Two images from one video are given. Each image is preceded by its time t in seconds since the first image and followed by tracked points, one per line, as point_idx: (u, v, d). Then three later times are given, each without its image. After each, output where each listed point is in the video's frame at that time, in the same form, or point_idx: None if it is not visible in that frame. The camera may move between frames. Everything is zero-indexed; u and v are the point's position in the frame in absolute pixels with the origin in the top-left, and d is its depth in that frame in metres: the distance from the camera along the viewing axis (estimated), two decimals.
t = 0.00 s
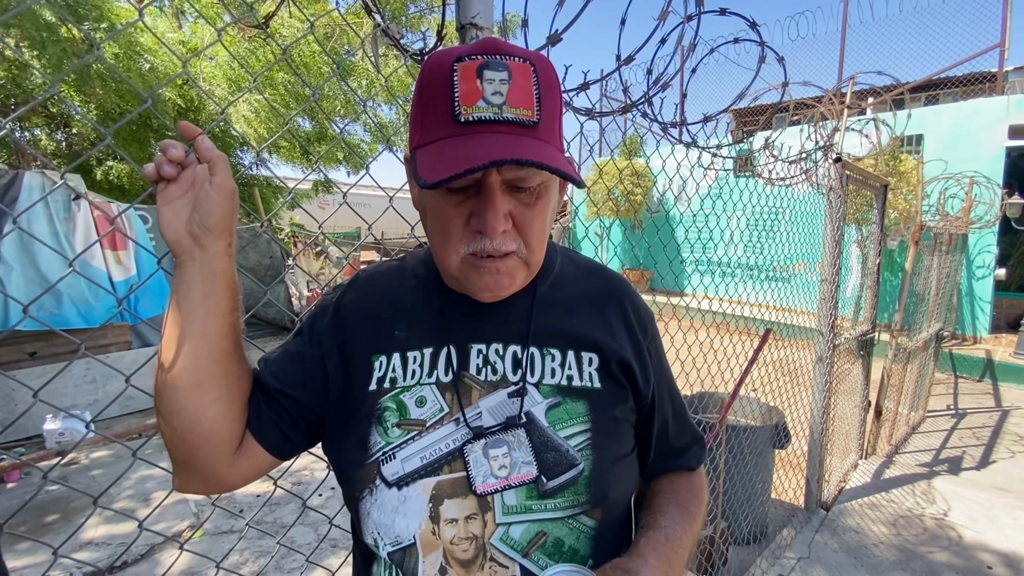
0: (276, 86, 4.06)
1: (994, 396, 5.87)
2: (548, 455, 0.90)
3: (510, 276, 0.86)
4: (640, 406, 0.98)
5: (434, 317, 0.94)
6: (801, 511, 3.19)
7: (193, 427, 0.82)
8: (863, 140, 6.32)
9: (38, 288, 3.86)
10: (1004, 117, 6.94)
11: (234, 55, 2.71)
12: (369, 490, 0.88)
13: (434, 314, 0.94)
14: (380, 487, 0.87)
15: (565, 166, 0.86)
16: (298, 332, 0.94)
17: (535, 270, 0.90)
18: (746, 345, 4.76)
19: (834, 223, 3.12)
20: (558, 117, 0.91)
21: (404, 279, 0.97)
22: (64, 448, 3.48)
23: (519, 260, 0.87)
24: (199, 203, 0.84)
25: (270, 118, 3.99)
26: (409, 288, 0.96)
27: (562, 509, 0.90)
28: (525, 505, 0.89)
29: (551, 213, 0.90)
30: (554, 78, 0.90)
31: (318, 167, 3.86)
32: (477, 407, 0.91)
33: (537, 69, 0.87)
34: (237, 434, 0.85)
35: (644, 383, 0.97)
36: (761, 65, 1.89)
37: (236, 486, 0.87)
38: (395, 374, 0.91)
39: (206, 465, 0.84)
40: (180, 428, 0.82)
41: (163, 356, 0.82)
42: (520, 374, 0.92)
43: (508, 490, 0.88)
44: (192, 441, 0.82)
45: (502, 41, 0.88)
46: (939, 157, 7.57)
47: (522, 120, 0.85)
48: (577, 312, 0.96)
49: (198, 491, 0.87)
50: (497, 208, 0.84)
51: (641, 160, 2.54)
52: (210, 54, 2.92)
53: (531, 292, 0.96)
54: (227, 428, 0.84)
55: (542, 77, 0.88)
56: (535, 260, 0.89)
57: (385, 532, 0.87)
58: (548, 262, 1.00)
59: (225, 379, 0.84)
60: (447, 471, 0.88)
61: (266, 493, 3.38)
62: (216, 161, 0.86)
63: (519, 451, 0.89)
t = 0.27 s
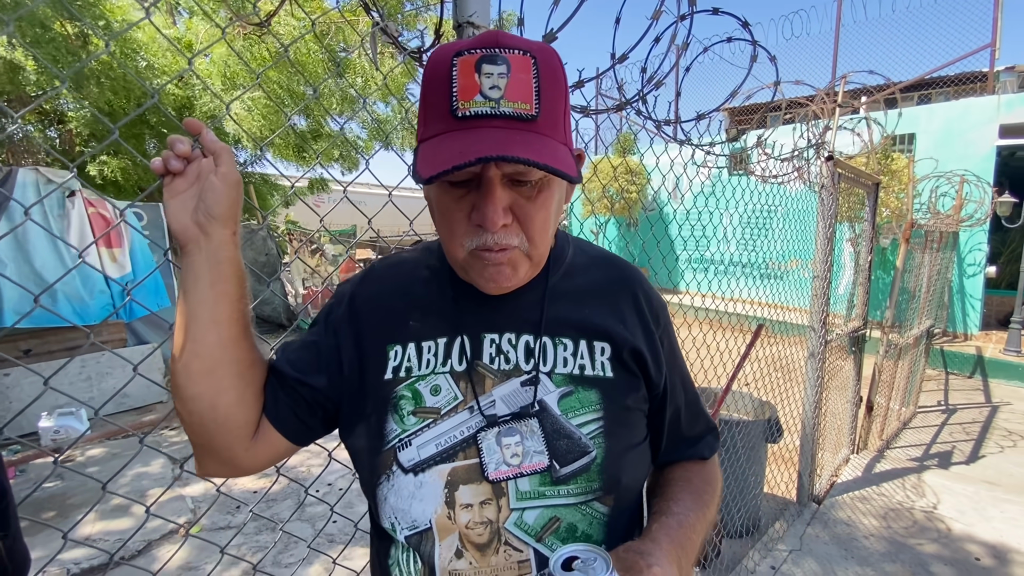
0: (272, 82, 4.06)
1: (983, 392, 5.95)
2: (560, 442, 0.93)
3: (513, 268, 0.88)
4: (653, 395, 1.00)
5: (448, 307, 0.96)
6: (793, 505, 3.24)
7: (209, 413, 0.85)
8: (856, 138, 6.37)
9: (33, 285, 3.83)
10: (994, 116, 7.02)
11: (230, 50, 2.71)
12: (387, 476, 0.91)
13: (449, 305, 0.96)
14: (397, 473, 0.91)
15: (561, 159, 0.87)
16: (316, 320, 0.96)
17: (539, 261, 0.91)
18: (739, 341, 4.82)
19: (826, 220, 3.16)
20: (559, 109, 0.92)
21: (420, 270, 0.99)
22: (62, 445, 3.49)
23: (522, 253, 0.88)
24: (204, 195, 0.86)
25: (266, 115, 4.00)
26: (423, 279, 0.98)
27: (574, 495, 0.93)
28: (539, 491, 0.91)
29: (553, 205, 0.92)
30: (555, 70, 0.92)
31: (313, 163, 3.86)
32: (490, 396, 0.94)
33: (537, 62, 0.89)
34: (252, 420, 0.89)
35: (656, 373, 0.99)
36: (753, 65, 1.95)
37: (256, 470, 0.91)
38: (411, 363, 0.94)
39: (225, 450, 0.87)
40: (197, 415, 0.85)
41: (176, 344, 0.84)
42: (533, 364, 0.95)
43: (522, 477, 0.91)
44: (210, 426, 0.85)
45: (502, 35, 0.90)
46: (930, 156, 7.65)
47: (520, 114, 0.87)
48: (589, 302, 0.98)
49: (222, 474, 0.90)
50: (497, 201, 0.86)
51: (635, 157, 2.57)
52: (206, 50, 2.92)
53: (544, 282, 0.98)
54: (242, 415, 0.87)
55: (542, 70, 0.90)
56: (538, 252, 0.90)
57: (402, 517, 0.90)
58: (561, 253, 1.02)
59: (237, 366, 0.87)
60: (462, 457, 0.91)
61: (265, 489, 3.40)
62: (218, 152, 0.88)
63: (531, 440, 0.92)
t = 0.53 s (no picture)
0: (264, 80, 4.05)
1: (972, 389, 6.02)
2: (583, 433, 0.92)
3: (532, 254, 0.88)
4: (679, 387, 0.98)
5: (471, 296, 0.97)
6: (784, 499, 3.28)
7: (231, 399, 0.88)
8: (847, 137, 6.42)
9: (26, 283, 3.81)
10: (985, 116, 7.09)
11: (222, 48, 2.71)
12: (411, 463, 0.93)
13: (473, 295, 0.97)
14: (421, 460, 0.92)
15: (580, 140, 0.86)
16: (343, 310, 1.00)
17: (560, 247, 0.90)
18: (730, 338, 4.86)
19: (817, 218, 3.19)
20: (580, 90, 0.90)
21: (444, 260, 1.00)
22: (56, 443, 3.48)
23: (542, 238, 0.88)
24: (206, 188, 0.88)
25: (259, 113, 3.99)
26: (447, 269, 0.99)
27: (597, 486, 0.92)
28: (561, 481, 0.91)
29: (574, 189, 0.91)
30: (575, 51, 0.90)
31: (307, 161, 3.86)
32: (512, 385, 0.94)
33: (556, 42, 0.87)
34: (274, 404, 0.92)
35: (682, 364, 0.96)
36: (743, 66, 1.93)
37: (282, 451, 0.95)
38: (435, 353, 0.95)
39: (251, 433, 0.91)
40: (221, 400, 0.88)
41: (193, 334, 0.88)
42: (556, 354, 0.94)
43: (544, 467, 0.90)
44: (235, 412, 0.89)
45: (521, 18, 0.89)
46: (920, 154, 7.72)
47: (538, 95, 0.86)
48: (614, 291, 0.97)
49: (252, 456, 0.95)
50: (516, 185, 0.85)
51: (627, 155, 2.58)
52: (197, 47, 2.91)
53: (568, 271, 0.97)
54: (263, 400, 0.91)
55: (562, 50, 0.88)
56: (560, 238, 0.90)
57: (427, 503, 0.92)
58: (585, 241, 1.00)
59: (254, 353, 0.90)
60: (485, 446, 0.91)
61: (262, 486, 3.40)
62: (217, 146, 0.89)
63: (554, 430, 0.92)
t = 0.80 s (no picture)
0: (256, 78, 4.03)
1: (960, 386, 6.11)
2: (601, 441, 0.92)
3: (569, 245, 0.89)
4: (704, 395, 0.97)
5: (493, 300, 0.98)
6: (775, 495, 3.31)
7: (251, 389, 0.92)
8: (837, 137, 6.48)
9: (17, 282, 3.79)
10: (973, 116, 7.18)
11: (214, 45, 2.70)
12: (434, 462, 0.96)
13: (495, 298, 0.98)
14: (443, 461, 0.95)
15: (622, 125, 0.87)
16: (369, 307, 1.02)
17: (594, 239, 0.92)
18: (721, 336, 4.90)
19: (808, 217, 3.22)
20: (614, 80, 0.92)
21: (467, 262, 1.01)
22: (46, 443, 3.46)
23: (577, 230, 0.89)
24: (203, 188, 0.87)
25: (251, 112, 3.97)
26: (470, 271, 1.00)
27: (615, 495, 0.92)
28: (579, 488, 0.91)
29: (609, 180, 0.92)
30: (608, 43, 0.92)
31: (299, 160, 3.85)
32: (532, 391, 0.94)
33: (591, 33, 0.90)
34: (293, 394, 0.96)
35: (707, 372, 0.95)
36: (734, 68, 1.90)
37: (305, 435, 0.99)
38: (457, 355, 0.97)
39: (275, 418, 0.96)
40: (242, 391, 0.92)
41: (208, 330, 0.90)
42: (575, 361, 0.94)
43: (562, 473, 0.91)
44: (258, 401, 0.93)
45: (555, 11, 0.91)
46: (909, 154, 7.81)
47: (578, 82, 0.87)
48: (638, 297, 0.96)
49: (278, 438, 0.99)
50: (555, 174, 0.86)
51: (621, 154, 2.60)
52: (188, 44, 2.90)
53: (590, 275, 0.97)
54: (282, 390, 0.94)
55: (597, 41, 0.90)
56: (593, 230, 0.91)
57: (448, 502, 0.94)
58: (610, 242, 1.00)
59: (269, 346, 0.92)
60: (504, 450, 0.92)
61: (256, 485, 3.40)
62: (213, 146, 0.88)
63: (572, 436, 0.92)
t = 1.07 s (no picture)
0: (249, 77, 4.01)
1: (950, 385, 6.16)
2: (610, 448, 0.92)
3: (594, 249, 0.90)
4: (713, 403, 0.97)
5: (503, 306, 0.98)
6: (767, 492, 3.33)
7: (254, 385, 0.92)
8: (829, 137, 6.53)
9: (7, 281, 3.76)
10: (963, 117, 7.26)
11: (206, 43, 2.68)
12: (446, 465, 0.96)
13: (504, 304, 0.98)
14: (455, 464, 0.95)
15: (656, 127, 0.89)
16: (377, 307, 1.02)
17: (615, 243, 0.93)
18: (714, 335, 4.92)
19: (800, 217, 3.24)
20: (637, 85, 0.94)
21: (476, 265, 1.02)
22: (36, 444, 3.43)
23: (601, 234, 0.91)
24: (193, 187, 0.86)
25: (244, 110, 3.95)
26: (480, 275, 1.00)
27: (623, 501, 0.92)
28: (587, 494, 0.92)
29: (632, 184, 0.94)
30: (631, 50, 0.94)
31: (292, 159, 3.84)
32: (541, 398, 0.94)
33: (618, 39, 0.91)
34: (296, 390, 0.95)
35: (716, 380, 0.95)
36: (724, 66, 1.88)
37: (312, 430, 0.99)
38: (467, 359, 0.97)
39: (281, 413, 0.96)
40: (245, 387, 0.92)
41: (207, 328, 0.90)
42: (584, 368, 0.94)
43: (572, 479, 0.92)
44: (263, 397, 0.93)
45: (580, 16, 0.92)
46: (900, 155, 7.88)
47: (610, 87, 0.88)
48: (647, 304, 0.97)
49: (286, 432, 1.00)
50: (586, 178, 0.87)
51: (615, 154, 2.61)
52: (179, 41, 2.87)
53: (598, 282, 0.97)
54: (284, 387, 0.94)
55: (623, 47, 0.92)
56: (616, 233, 0.92)
57: (459, 505, 0.94)
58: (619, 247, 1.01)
59: (270, 343, 0.92)
60: (514, 455, 0.92)
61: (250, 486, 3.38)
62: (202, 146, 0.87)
63: (583, 440, 0.93)
